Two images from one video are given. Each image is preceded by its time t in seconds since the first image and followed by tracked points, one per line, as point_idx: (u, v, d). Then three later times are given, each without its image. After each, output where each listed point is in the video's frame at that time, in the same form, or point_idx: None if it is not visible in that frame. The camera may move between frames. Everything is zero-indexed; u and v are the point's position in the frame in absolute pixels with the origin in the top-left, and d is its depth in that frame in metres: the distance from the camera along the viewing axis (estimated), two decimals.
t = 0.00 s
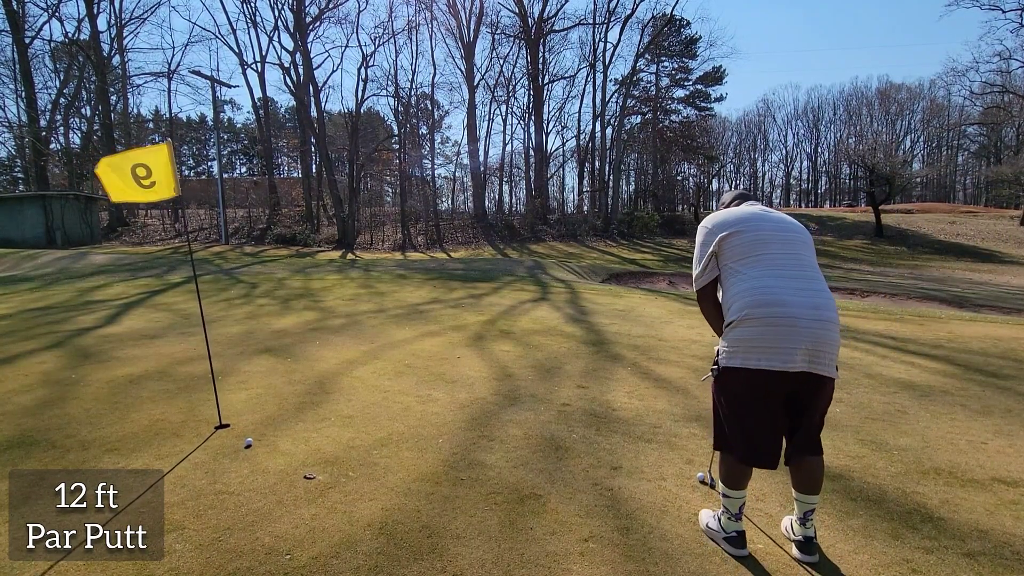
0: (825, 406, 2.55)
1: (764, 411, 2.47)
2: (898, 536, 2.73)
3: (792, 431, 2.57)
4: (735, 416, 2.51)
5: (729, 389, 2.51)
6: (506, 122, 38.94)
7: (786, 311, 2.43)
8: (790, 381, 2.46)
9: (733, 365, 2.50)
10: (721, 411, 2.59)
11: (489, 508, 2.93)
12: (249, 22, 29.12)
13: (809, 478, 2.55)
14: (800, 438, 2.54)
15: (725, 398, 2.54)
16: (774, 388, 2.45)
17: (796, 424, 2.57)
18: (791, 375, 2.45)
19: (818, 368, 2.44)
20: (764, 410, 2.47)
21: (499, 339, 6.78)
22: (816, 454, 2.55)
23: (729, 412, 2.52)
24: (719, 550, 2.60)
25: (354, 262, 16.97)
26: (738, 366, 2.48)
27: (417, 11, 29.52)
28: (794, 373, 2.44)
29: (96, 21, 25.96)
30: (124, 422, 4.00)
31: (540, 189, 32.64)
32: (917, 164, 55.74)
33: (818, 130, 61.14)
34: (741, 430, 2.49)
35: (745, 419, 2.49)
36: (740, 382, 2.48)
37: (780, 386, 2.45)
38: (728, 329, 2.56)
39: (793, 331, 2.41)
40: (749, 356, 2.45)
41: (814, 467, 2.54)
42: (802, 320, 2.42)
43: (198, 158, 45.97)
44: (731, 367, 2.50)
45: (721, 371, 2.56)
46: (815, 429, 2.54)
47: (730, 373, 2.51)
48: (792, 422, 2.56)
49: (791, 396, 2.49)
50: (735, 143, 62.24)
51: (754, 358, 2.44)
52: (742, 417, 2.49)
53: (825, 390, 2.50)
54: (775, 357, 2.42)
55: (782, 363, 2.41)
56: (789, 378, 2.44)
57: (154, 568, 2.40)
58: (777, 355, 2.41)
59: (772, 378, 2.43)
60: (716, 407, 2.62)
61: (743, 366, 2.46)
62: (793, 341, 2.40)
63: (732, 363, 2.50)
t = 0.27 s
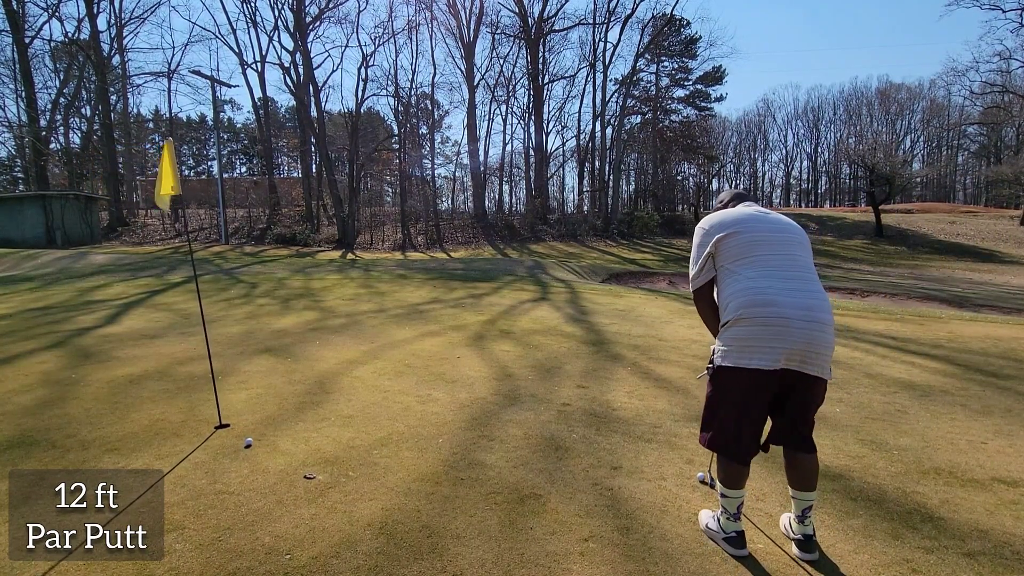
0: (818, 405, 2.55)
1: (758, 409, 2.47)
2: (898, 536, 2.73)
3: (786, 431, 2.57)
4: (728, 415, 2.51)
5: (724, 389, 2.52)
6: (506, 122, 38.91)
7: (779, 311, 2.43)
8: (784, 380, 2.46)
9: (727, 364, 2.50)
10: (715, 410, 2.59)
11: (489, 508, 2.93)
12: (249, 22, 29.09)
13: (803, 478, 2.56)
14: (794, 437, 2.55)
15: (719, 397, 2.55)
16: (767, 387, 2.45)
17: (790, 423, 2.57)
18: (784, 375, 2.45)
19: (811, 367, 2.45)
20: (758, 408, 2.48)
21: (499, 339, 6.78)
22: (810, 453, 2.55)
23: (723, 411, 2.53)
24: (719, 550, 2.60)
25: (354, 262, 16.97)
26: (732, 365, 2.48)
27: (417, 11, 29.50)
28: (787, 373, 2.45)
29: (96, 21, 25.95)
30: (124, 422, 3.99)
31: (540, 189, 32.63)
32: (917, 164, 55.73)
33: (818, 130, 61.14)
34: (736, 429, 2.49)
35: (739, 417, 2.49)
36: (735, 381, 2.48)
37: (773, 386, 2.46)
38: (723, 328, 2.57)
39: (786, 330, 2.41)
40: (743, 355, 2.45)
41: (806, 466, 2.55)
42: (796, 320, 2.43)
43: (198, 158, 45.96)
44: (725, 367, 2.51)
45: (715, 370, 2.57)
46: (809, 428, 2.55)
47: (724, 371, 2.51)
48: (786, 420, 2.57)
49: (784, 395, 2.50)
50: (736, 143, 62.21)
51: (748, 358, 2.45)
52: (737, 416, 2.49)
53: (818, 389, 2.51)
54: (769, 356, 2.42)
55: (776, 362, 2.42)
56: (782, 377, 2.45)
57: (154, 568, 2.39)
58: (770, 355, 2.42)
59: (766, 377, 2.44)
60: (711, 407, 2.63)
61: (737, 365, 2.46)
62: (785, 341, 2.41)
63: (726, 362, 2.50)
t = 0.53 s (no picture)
0: (827, 405, 2.56)
1: (768, 409, 2.47)
2: (898, 536, 2.73)
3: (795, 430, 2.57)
4: (739, 415, 2.50)
5: (736, 388, 2.51)
6: (506, 122, 38.91)
7: (793, 310, 2.43)
8: (795, 380, 2.46)
9: (739, 364, 2.49)
10: (725, 410, 2.59)
11: (489, 507, 2.93)
12: (249, 22, 29.10)
13: (810, 477, 2.56)
14: (804, 436, 2.54)
15: (730, 397, 2.54)
16: (778, 386, 2.45)
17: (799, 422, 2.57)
18: (795, 374, 2.45)
19: (822, 366, 2.45)
20: (769, 408, 2.47)
21: (499, 339, 6.79)
22: (818, 452, 2.55)
23: (734, 411, 2.52)
24: (719, 550, 2.60)
25: (354, 262, 16.97)
26: (744, 365, 2.48)
27: (417, 11, 29.48)
28: (798, 372, 2.45)
29: (97, 21, 25.97)
30: (124, 422, 4.00)
31: (540, 189, 32.61)
32: (917, 164, 55.76)
33: (818, 130, 61.16)
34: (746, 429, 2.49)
35: (750, 417, 2.49)
36: (747, 380, 2.47)
37: (786, 385, 2.46)
38: (735, 328, 2.56)
39: (799, 329, 2.41)
40: (755, 354, 2.45)
41: (811, 467, 2.56)
42: (808, 319, 2.43)
43: (198, 158, 46.03)
44: (737, 366, 2.49)
45: (726, 370, 2.56)
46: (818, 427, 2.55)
47: (736, 371, 2.51)
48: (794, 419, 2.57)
49: (795, 395, 2.50)
50: (735, 143, 62.23)
51: (760, 357, 2.44)
52: (747, 416, 2.48)
53: (828, 388, 2.51)
54: (781, 354, 2.42)
55: (788, 361, 2.41)
56: (794, 377, 2.44)
57: (155, 568, 2.39)
58: (783, 354, 2.41)
59: (778, 376, 2.44)
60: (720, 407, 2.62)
61: (750, 364, 2.46)
62: (798, 340, 2.41)
63: (738, 361, 2.49)
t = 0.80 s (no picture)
0: (824, 404, 2.56)
1: (765, 408, 2.47)
2: (898, 536, 2.73)
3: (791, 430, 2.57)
4: (736, 414, 2.51)
5: (731, 386, 2.52)
6: (506, 122, 38.89)
7: (787, 308, 2.43)
8: (789, 378, 2.46)
9: (734, 363, 2.50)
10: (720, 409, 2.59)
11: (489, 507, 2.93)
12: (249, 22, 29.10)
13: (807, 477, 2.56)
14: (800, 435, 2.55)
15: (725, 396, 2.55)
16: (773, 385, 2.45)
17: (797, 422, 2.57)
18: (789, 373, 2.45)
19: (817, 365, 2.45)
20: (765, 407, 2.47)
21: (499, 339, 6.78)
22: (816, 450, 2.55)
23: (729, 410, 2.53)
24: (719, 550, 2.60)
25: (354, 262, 16.96)
26: (739, 364, 2.48)
27: (417, 11, 29.45)
28: (793, 370, 2.45)
29: (96, 21, 25.95)
30: (124, 422, 4.00)
31: (540, 189, 32.58)
32: (917, 164, 55.76)
33: (818, 130, 61.15)
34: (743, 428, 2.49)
35: (745, 416, 2.49)
36: (742, 378, 2.48)
37: (781, 383, 2.46)
38: (729, 327, 2.57)
39: (793, 327, 2.41)
40: (750, 352, 2.45)
41: (810, 467, 2.56)
42: (803, 318, 2.42)
43: (198, 158, 46.05)
44: (733, 366, 2.50)
45: (722, 369, 2.56)
46: (816, 426, 2.55)
47: (731, 370, 2.51)
48: (791, 418, 2.57)
49: (791, 393, 2.50)
50: (735, 143, 62.23)
51: (755, 356, 2.44)
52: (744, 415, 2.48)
53: (825, 387, 2.50)
54: (775, 352, 2.42)
55: (782, 359, 2.42)
56: (789, 376, 2.44)
57: (155, 568, 2.39)
58: (777, 352, 2.41)
59: (773, 374, 2.44)
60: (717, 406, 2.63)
61: (744, 363, 2.46)
62: (792, 339, 2.41)
63: (733, 361, 2.50)
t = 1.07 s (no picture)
0: (824, 403, 2.55)
1: (762, 408, 2.47)
2: (898, 536, 2.73)
3: (790, 430, 2.57)
4: (733, 416, 2.51)
5: (728, 386, 2.52)
6: (506, 122, 38.90)
7: (783, 308, 2.43)
8: (788, 378, 2.46)
9: (732, 363, 2.50)
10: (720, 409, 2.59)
11: (489, 508, 2.93)
12: (249, 22, 29.12)
13: (806, 477, 2.56)
14: (797, 435, 2.55)
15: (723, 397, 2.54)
16: (771, 385, 2.45)
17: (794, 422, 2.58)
18: (787, 374, 2.45)
19: (815, 364, 2.45)
20: (763, 408, 2.47)
21: (499, 339, 6.78)
22: (815, 450, 2.55)
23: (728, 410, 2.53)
24: (719, 551, 2.60)
25: (354, 262, 16.96)
26: (736, 364, 2.48)
27: (417, 11, 29.44)
28: (790, 371, 2.45)
29: (97, 21, 25.97)
30: (124, 422, 4.00)
31: (540, 189, 32.56)
32: (917, 164, 55.78)
33: (818, 130, 61.18)
34: (742, 429, 2.49)
35: (743, 417, 2.49)
36: (739, 378, 2.48)
37: (778, 383, 2.46)
38: (727, 327, 2.57)
39: (791, 327, 2.41)
40: (746, 352, 2.45)
41: (809, 467, 2.56)
42: (800, 317, 2.42)
43: (198, 158, 46.08)
44: (730, 366, 2.50)
45: (720, 369, 2.56)
46: (814, 427, 2.54)
47: (729, 370, 2.51)
48: (789, 418, 2.57)
49: (788, 394, 2.50)
50: (735, 143, 62.25)
51: (752, 356, 2.44)
52: (741, 415, 2.49)
53: (823, 387, 2.50)
54: (771, 352, 2.42)
55: (779, 359, 2.41)
56: (786, 375, 2.44)
57: (155, 568, 2.39)
58: (774, 352, 2.41)
59: (770, 374, 2.44)
60: (716, 406, 2.62)
61: (742, 363, 2.46)
62: (788, 338, 2.40)
63: (731, 361, 2.50)
